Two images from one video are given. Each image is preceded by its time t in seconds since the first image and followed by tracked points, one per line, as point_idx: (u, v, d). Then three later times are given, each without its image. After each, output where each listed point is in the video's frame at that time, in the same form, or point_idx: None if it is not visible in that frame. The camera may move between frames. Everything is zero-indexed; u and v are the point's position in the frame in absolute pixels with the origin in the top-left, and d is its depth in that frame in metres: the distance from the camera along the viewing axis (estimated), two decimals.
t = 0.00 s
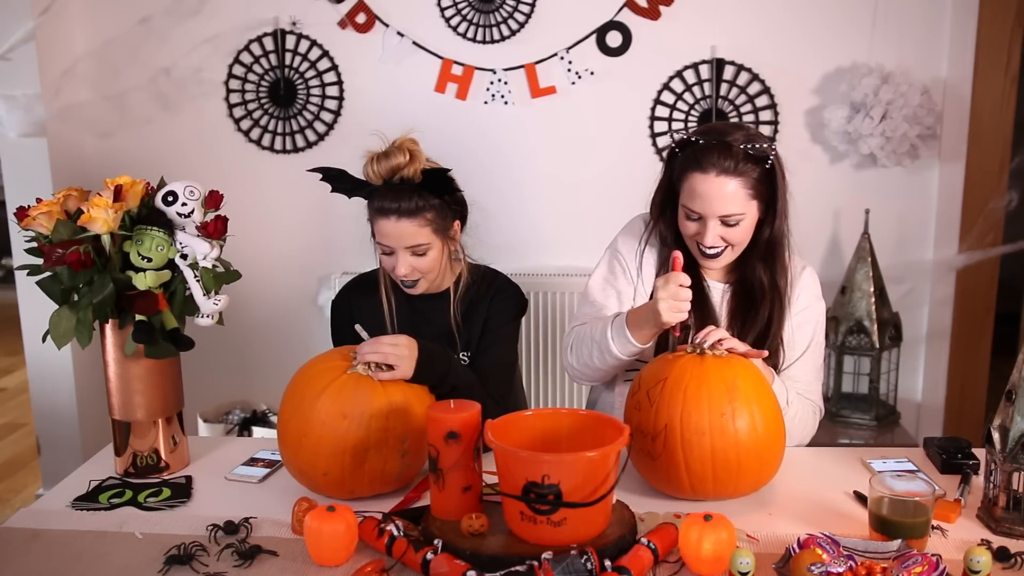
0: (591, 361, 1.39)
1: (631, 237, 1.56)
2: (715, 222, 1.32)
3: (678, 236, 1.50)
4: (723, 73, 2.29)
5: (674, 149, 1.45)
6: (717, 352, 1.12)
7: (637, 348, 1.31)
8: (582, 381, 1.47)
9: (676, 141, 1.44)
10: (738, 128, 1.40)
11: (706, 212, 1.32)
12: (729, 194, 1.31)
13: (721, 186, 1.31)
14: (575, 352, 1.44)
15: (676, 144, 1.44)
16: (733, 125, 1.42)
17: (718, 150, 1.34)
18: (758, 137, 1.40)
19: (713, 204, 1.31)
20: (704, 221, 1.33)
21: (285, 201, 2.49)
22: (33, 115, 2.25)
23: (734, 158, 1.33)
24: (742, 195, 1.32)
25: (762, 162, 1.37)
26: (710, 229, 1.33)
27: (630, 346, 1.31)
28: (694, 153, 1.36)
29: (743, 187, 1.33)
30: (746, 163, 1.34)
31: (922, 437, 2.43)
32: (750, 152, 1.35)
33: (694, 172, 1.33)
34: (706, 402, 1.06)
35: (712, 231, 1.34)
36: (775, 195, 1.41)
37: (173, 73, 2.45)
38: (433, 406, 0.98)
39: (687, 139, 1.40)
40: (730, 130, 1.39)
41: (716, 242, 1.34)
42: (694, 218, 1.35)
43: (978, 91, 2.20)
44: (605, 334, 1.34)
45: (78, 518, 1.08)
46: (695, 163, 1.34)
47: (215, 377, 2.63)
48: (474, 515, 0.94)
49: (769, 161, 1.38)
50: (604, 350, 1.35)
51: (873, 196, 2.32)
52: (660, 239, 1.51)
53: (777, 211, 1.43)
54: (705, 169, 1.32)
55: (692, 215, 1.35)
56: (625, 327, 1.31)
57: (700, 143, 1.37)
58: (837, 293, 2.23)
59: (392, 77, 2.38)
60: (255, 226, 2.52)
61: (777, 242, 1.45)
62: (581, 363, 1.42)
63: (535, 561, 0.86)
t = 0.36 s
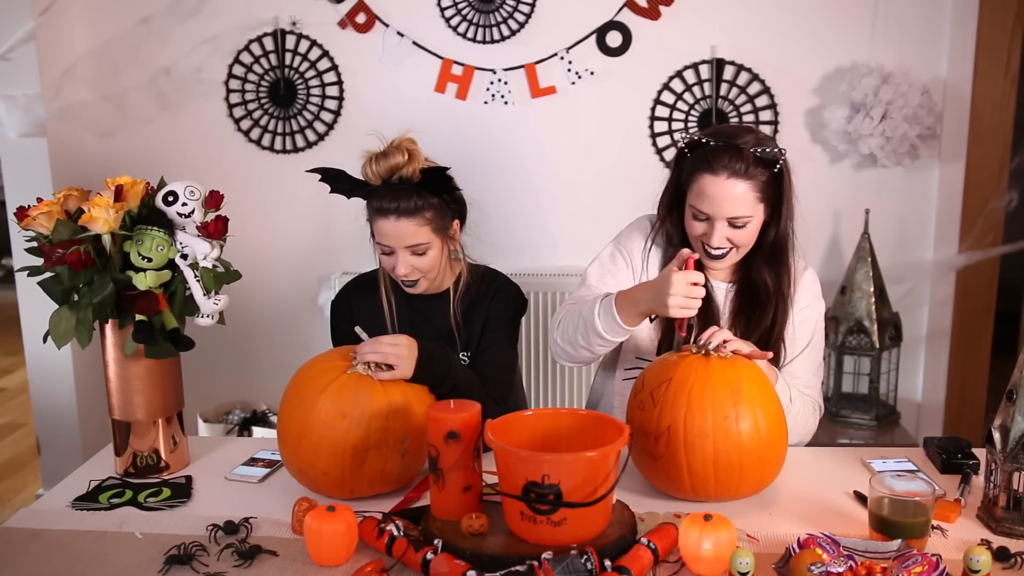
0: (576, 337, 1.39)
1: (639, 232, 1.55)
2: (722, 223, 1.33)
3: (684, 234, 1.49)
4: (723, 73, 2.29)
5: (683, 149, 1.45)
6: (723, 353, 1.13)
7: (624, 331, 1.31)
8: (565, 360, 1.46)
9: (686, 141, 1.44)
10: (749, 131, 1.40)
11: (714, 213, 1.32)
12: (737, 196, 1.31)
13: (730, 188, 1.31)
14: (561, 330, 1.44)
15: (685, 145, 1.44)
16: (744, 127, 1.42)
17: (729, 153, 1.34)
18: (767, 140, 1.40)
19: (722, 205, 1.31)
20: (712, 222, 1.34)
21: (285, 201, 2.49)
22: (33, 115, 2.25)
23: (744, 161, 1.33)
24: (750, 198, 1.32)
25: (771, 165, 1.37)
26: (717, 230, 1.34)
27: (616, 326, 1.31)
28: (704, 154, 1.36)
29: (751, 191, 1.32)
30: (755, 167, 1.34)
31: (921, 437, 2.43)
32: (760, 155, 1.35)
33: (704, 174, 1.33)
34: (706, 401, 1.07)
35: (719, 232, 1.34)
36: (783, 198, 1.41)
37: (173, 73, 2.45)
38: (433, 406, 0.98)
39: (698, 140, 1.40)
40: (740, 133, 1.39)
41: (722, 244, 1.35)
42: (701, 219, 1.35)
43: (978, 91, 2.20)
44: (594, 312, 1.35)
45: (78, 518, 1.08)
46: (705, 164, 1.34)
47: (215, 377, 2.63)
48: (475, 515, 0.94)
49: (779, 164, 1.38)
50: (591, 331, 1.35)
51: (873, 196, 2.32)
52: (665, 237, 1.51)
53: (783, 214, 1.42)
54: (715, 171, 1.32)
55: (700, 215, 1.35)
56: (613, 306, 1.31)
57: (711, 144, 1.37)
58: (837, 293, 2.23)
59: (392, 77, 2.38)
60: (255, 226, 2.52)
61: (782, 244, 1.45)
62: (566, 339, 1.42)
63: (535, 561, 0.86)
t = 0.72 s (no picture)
0: (600, 370, 1.38)
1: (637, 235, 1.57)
2: (721, 227, 1.33)
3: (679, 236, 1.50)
4: (723, 73, 2.29)
5: (681, 150, 1.45)
6: (721, 353, 1.12)
7: (640, 346, 1.32)
8: (586, 396, 1.46)
9: (684, 142, 1.44)
10: (747, 132, 1.40)
11: (712, 216, 1.32)
12: (736, 198, 1.31)
13: (729, 190, 1.31)
14: (576, 366, 1.43)
15: (683, 146, 1.44)
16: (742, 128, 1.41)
17: (729, 154, 1.34)
18: (765, 141, 1.39)
19: (721, 208, 1.31)
20: (711, 225, 1.34)
21: (284, 201, 2.49)
22: (33, 115, 2.25)
23: (744, 163, 1.33)
24: (749, 201, 1.32)
25: (770, 166, 1.37)
26: (715, 233, 1.34)
27: (630, 344, 1.32)
28: (702, 155, 1.36)
29: (750, 193, 1.32)
30: (755, 169, 1.34)
31: (921, 437, 2.43)
32: (759, 157, 1.35)
33: (703, 175, 1.33)
34: (705, 402, 1.07)
35: (717, 235, 1.34)
36: (781, 199, 1.41)
37: (173, 73, 2.45)
38: (433, 405, 0.98)
39: (696, 141, 1.40)
40: (738, 133, 1.39)
41: (720, 247, 1.35)
42: (700, 222, 1.35)
43: (978, 91, 2.20)
44: (605, 336, 1.34)
45: (78, 518, 1.08)
46: (704, 166, 1.34)
47: (215, 377, 2.63)
48: (475, 515, 0.94)
49: (777, 166, 1.38)
50: (606, 354, 1.34)
51: (873, 196, 2.32)
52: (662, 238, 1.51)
53: (781, 216, 1.43)
54: (714, 173, 1.32)
55: (699, 218, 1.35)
56: (625, 325, 1.32)
57: (710, 146, 1.37)
58: (837, 293, 2.23)
59: (392, 77, 2.38)
60: (255, 226, 2.52)
61: (780, 248, 1.46)
62: (585, 376, 1.41)
63: (535, 561, 0.86)
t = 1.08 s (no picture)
0: (599, 380, 1.38)
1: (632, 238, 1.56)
2: (715, 222, 1.32)
3: (677, 240, 1.50)
4: (723, 73, 2.29)
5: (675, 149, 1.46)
6: (719, 352, 1.12)
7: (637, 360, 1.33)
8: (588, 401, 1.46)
9: (678, 141, 1.45)
10: (739, 129, 1.40)
11: (707, 210, 1.32)
12: (729, 192, 1.31)
13: (722, 184, 1.31)
14: (576, 376, 1.44)
15: (677, 145, 1.44)
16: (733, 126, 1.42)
17: (721, 149, 1.34)
18: (759, 138, 1.40)
19: (714, 202, 1.31)
20: (705, 220, 1.33)
21: (284, 201, 2.49)
22: (33, 115, 2.25)
23: (736, 158, 1.33)
24: (744, 194, 1.33)
25: (763, 163, 1.37)
26: (710, 229, 1.33)
27: (628, 357, 1.32)
28: (695, 151, 1.37)
29: (744, 186, 1.33)
30: (748, 163, 1.34)
31: (921, 437, 2.43)
32: (752, 152, 1.36)
33: (696, 170, 1.33)
34: (705, 401, 1.07)
35: (712, 231, 1.33)
36: (775, 196, 1.41)
37: (173, 73, 2.45)
38: (433, 405, 0.98)
39: (690, 139, 1.40)
40: (732, 131, 1.39)
41: (715, 243, 1.34)
42: (694, 218, 1.35)
43: (978, 91, 2.20)
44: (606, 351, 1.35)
45: (78, 518, 1.08)
46: (697, 161, 1.34)
47: (215, 377, 2.63)
48: (475, 515, 0.94)
49: (771, 162, 1.38)
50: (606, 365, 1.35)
51: (873, 196, 2.32)
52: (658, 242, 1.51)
53: (775, 215, 1.42)
54: (707, 167, 1.32)
55: (693, 214, 1.34)
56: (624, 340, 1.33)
57: (702, 142, 1.38)
58: (837, 293, 2.23)
59: (392, 77, 2.38)
60: (255, 226, 2.52)
61: (775, 245, 1.45)
62: (585, 385, 1.42)
63: (535, 560, 0.86)
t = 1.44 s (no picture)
0: (598, 383, 1.39)
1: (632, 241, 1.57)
2: (720, 217, 1.32)
3: (682, 240, 1.50)
4: (723, 73, 2.29)
5: (666, 152, 1.45)
6: (718, 353, 1.12)
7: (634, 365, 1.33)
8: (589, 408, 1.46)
9: (667, 144, 1.44)
10: (728, 123, 1.41)
11: (711, 208, 1.32)
12: (731, 188, 1.31)
13: (721, 181, 1.31)
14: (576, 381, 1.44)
15: (667, 148, 1.44)
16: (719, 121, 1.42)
17: (715, 147, 1.34)
18: (749, 130, 1.40)
19: (718, 199, 1.31)
20: (711, 218, 1.33)
21: (284, 201, 2.49)
22: (33, 115, 2.25)
23: (731, 153, 1.33)
24: (744, 187, 1.32)
25: (758, 153, 1.37)
26: (716, 226, 1.33)
27: (625, 361, 1.33)
28: (689, 151, 1.36)
29: (744, 179, 1.32)
30: (743, 157, 1.34)
31: (921, 437, 2.43)
32: (745, 145, 1.36)
33: (694, 171, 1.33)
34: (704, 402, 1.07)
35: (719, 228, 1.33)
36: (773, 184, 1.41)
37: (173, 73, 2.45)
38: (433, 405, 0.98)
39: (681, 140, 1.40)
40: (721, 125, 1.39)
41: (724, 240, 1.34)
42: (698, 217, 1.34)
43: (978, 90, 2.20)
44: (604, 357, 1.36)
45: (78, 518, 1.08)
46: (693, 161, 1.34)
47: (215, 377, 2.63)
48: (475, 515, 0.94)
49: (765, 152, 1.38)
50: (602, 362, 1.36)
51: (873, 196, 2.32)
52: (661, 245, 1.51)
53: (772, 204, 1.42)
54: (705, 167, 1.32)
55: (697, 213, 1.34)
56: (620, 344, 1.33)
57: (695, 141, 1.38)
58: (837, 293, 2.23)
59: (392, 77, 2.38)
60: (255, 226, 2.52)
61: (771, 234, 1.45)
62: (585, 391, 1.42)
63: (535, 561, 0.86)
